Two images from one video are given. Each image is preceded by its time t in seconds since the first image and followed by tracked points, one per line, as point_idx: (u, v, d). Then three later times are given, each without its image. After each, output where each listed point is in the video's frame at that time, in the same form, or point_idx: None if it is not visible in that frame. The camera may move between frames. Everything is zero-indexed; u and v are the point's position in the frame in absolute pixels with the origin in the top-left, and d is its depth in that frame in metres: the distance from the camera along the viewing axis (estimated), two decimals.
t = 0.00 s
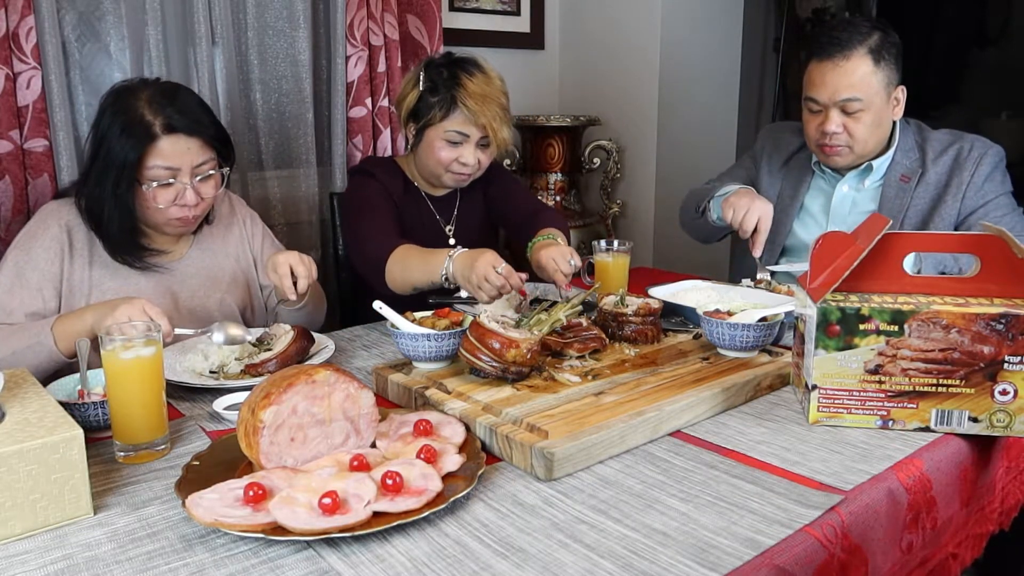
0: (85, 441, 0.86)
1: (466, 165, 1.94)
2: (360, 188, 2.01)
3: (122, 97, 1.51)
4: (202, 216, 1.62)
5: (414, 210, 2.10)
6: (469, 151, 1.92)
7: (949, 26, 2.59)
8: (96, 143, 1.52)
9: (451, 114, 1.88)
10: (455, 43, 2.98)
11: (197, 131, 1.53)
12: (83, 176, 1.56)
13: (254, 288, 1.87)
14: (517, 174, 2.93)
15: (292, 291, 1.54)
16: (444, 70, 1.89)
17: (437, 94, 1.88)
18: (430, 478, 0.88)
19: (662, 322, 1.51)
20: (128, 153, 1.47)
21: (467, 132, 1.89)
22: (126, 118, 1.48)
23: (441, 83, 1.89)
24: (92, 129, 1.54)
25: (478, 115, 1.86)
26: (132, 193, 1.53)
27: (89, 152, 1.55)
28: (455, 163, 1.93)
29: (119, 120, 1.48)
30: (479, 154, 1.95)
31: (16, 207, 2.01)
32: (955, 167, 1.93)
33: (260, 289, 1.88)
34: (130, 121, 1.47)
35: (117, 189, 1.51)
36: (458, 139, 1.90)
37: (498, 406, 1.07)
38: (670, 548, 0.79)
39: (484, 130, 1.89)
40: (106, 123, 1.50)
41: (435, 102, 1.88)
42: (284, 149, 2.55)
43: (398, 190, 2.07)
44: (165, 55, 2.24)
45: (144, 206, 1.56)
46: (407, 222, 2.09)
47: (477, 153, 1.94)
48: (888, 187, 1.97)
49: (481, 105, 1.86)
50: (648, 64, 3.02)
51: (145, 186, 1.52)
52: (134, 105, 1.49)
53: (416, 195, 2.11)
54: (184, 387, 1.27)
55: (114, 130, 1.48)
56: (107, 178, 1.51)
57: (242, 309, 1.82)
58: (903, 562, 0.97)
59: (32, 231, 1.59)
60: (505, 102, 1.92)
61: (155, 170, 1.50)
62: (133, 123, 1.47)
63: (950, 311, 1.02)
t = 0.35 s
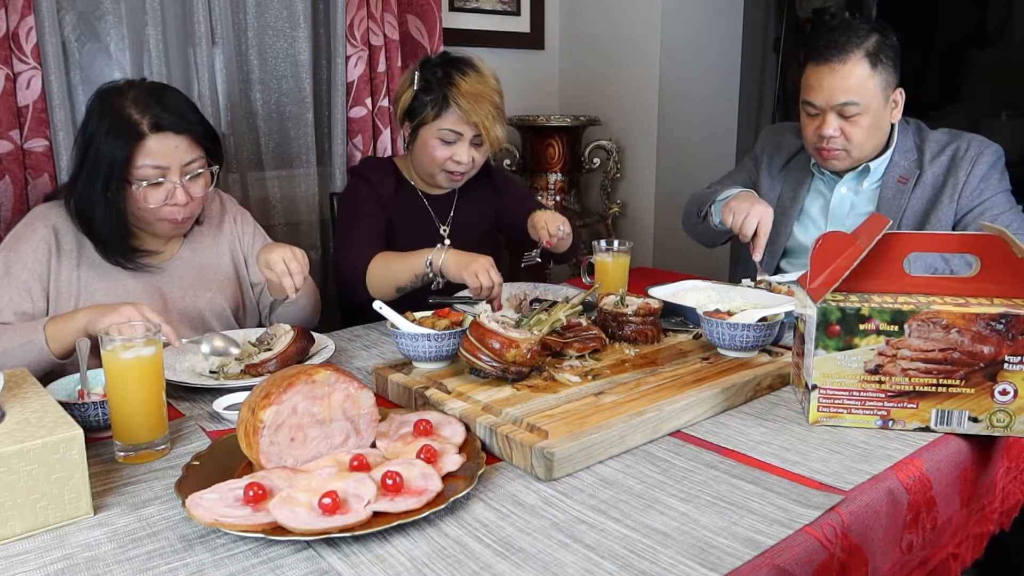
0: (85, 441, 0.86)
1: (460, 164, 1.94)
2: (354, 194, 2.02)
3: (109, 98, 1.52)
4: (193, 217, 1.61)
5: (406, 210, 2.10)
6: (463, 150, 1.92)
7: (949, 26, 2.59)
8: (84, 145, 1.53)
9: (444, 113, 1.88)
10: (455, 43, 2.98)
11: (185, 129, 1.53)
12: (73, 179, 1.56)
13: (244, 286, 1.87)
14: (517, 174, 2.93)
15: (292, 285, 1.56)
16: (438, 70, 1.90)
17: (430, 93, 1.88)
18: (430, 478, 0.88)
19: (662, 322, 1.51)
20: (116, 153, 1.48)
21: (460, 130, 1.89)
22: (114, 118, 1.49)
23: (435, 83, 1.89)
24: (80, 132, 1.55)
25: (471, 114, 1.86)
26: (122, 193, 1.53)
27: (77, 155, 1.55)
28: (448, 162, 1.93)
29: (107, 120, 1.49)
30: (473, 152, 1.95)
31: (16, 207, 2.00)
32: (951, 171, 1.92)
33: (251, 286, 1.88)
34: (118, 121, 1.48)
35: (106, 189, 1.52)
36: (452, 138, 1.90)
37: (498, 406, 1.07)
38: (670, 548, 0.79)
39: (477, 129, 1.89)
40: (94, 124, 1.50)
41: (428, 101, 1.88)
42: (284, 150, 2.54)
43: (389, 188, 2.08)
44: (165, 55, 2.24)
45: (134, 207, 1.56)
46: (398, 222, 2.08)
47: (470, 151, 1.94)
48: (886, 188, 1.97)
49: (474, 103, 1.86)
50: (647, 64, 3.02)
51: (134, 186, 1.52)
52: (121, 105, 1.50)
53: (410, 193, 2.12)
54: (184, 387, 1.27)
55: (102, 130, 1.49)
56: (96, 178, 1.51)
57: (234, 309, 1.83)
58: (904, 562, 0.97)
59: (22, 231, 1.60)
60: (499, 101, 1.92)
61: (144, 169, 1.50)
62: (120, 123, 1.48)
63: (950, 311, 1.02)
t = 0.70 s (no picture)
0: (85, 441, 0.86)
1: (478, 165, 1.94)
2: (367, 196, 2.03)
3: (97, 98, 1.51)
4: (186, 216, 1.61)
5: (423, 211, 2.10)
6: (481, 151, 1.92)
7: (949, 26, 2.59)
8: (75, 146, 1.53)
9: (461, 114, 1.88)
10: (455, 43, 2.98)
11: (175, 129, 1.53)
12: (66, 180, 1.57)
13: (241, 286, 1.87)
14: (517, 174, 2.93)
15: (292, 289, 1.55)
16: (457, 71, 1.90)
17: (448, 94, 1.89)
18: (430, 478, 0.89)
19: (662, 322, 1.51)
20: (106, 154, 1.48)
21: (477, 131, 1.89)
22: (103, 119, 1.48)
23: (453, 84, 1.89)
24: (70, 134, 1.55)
25: (489, 115, 1.86)
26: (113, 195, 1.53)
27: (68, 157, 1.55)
28: (466, 163, 1.93)
29: (96, 120, 1.49)
30: (491, 153, 1.95)
31: (16, 207, 2.00)
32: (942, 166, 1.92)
33: (247, 286, 1.88)
34: (107, 121, 1.48)
35: (97, 190, 1.52)
36: (469, 139, 1.91)
37: (498, 406, 1.07)
38: (670, 548, 0.79)
39: (495, 130, 1.89)
40: (83, 124, 1.50)
41: (446, 102, 1.89)
42: (284, 150, 2.54)
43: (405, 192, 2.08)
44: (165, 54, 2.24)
45: (125, 208, 1.56)
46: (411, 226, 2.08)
47: (488, 153, 1.94)
48: (882, 187, 1.97)
49: (492, 104, 1.86)
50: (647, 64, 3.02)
51: (124, 187, 1.52)
52: (109, 105, 1.50)
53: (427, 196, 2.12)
54: (184, 388, 1.27)
55: (91, 131, 1.49)
56: (87, 179, 1.52)
57: (230, 309, 1.83)
58: (903, 562, 0.97)
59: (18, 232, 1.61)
60: (517, 103, 1.92)
61: (133, 170, 1.50)
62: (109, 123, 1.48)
63: (950, 311, 1.02)
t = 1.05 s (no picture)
0: (85, 441, 0.86)
1: (498, 164, 1.92)
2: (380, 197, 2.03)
3: (97, 99, 1.51)
4: (187, 218, 1.61)
5: (441, 212, 2.10)
6: (501, 149, 1.91)
7: (949, 25, 2.58)
8: (76, 147, 1.53)
9: (481, 111, 1.88)
10: (455, 43, 2.98)
11: (175, 131, 1.53)
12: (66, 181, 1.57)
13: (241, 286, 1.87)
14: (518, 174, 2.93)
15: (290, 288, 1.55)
16: (479, 70, 1.91)
17: (470, 91, 1.90)
18: (430, 478, 0.89)
19: (662, 322, 1.51)
20: (106, 155, 1.48)
21: (497, 128, 1.88)
22: (103, 120, 1.48)
23: (474, 82, 1.90)
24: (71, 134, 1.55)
25: (509, 111, 1.85)
26: (114, 196, 1.53)
27: (69, 157, 1.56)
28: (486, 162, 1.92)
29: (96, 121, 1.49)
30: (511, 152, 1.93)
31: (16, 207, 2.00)
32: (939, 165, 1.93)
33: (247, 286, 1.88)
34: (107, 123, 1.48)
35: (98, 192, 1.52)
36: (489, 137, 1.90)
37: (498, 406, 1.07)
38: (670, 548, 0.79)
39: (515, 127, 1.88)
40: (84, 126, 1.50)
41: (467, 100, 1.89)
42: (283, 150, 2.54)
43: (422, 194, 2.09)
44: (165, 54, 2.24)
45: (126, 209, 1.56)
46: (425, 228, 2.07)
47: (508, 152, 1.93)
48: (881, 186, 1.97)
49: (513, 102, 1.86)
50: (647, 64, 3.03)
51: (126, 189, 1.52)
52: (109, 106, 1.50)
53: (446, 197, 2.11)
54: (183, 388, 1.27)
55: (92, 132, 1.49)
56: (87, 180, 1.52)
57: (230, 309, 1.83)
58: (903, 562, 0.97)
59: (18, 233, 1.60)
60: (539, 103, 1.91)
61: (134, 172, 1.50)
62: (109, 124, 1.48)
63: (950, 311, 1.02)
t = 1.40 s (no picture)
0: (85, 442, 0.86)
1: (506, 172, 1.92)
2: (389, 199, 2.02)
3: (96, 101, 1.52)
4: (188, 219, 1.61)
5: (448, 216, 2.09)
6: (511, 157, 1.90)
7: (949, 26, 2.58)
8: (75, 149, 1.53)
9: (493, 118, 1.88)
10: (455, 44, 2.98)
11: (174, 133, 1.53)
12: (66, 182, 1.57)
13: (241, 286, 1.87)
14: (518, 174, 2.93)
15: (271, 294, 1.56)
16: (495, 77, 1.91)
17: (484, 97, 1.90)
18: (430, 478, 0.89)
19: (663, 322, 1.51)
20: (105, 158, 1.48)
21: (508, 135, 1.88)
22: (102, 122, 1.48)
23: (489, 88, 1.90)
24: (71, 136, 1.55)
25: (521, 119, 1.85)
26: (113, 198, 1.53)
27: (69, 158, 1.56)
28: (495, 169, 1.92)
29: (94, 124, 1.49)
30: (521, 161, 1.93)
31: (16, 208, 2.01)
32: (940, 164, 1.93)
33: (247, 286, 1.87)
34: (106, 125, 1.48)
35: (98, 194, 1.52)
36: (500, 144, 1.90)
37: (498, 406, 1.07)
38: (670, 548, 0.79)
39: (525, 136, 1.87)
40: (83, 128, 1.51)
41: (480, 105, 1.89)
42: (283, 150, 2.54)
43: (430, 198, 2.08)
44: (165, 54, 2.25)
45: (126, 211, 1.57)
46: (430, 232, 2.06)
47: (518, 161, 1.92)
48: (880, 186, 1.97)
49: (525, 111, 1.85)
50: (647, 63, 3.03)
51: (126, 191, 1.52)
52: (108, 108, 1.50)
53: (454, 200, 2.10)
54: (183, 388, 1.27)
55: (91, 134, 1.49)
56: (87, 182, 1.52)
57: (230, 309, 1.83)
58: (903, 561, 0.97)
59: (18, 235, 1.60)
60: (552, 113, 1.91)
61: (134, 174, 1.50)
62: (108, 127, 1.48)
63: (950, 311, 1.02)
